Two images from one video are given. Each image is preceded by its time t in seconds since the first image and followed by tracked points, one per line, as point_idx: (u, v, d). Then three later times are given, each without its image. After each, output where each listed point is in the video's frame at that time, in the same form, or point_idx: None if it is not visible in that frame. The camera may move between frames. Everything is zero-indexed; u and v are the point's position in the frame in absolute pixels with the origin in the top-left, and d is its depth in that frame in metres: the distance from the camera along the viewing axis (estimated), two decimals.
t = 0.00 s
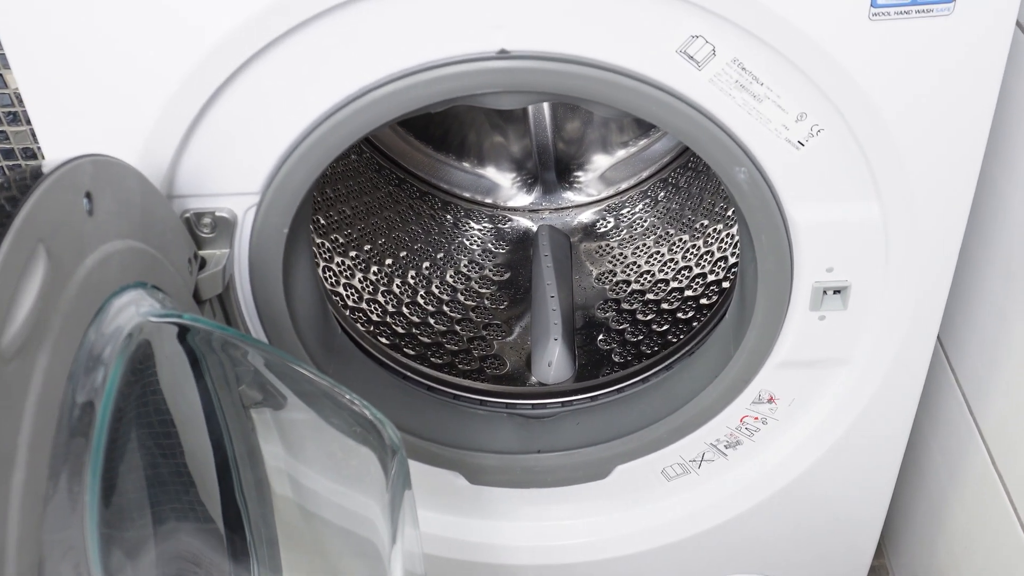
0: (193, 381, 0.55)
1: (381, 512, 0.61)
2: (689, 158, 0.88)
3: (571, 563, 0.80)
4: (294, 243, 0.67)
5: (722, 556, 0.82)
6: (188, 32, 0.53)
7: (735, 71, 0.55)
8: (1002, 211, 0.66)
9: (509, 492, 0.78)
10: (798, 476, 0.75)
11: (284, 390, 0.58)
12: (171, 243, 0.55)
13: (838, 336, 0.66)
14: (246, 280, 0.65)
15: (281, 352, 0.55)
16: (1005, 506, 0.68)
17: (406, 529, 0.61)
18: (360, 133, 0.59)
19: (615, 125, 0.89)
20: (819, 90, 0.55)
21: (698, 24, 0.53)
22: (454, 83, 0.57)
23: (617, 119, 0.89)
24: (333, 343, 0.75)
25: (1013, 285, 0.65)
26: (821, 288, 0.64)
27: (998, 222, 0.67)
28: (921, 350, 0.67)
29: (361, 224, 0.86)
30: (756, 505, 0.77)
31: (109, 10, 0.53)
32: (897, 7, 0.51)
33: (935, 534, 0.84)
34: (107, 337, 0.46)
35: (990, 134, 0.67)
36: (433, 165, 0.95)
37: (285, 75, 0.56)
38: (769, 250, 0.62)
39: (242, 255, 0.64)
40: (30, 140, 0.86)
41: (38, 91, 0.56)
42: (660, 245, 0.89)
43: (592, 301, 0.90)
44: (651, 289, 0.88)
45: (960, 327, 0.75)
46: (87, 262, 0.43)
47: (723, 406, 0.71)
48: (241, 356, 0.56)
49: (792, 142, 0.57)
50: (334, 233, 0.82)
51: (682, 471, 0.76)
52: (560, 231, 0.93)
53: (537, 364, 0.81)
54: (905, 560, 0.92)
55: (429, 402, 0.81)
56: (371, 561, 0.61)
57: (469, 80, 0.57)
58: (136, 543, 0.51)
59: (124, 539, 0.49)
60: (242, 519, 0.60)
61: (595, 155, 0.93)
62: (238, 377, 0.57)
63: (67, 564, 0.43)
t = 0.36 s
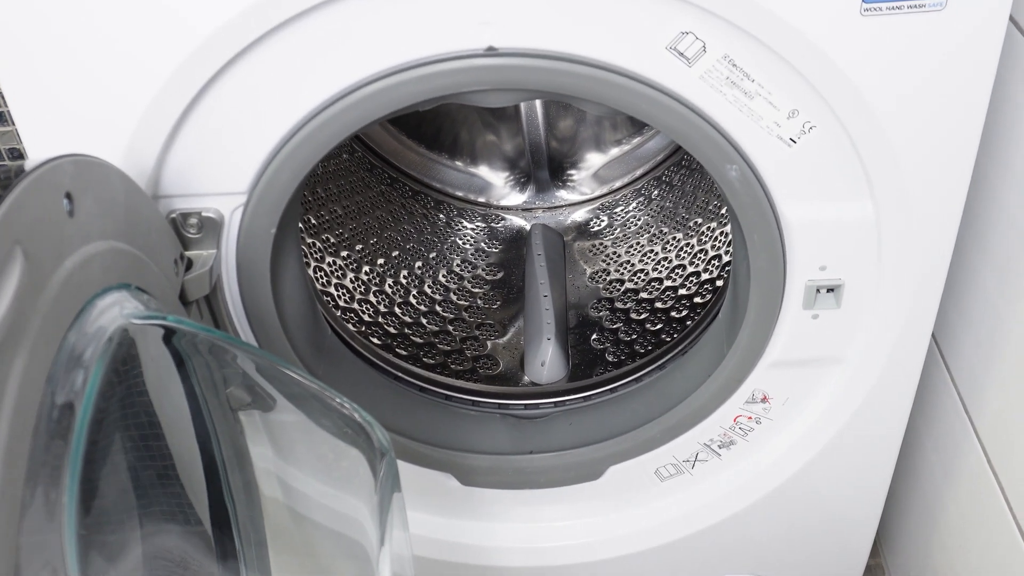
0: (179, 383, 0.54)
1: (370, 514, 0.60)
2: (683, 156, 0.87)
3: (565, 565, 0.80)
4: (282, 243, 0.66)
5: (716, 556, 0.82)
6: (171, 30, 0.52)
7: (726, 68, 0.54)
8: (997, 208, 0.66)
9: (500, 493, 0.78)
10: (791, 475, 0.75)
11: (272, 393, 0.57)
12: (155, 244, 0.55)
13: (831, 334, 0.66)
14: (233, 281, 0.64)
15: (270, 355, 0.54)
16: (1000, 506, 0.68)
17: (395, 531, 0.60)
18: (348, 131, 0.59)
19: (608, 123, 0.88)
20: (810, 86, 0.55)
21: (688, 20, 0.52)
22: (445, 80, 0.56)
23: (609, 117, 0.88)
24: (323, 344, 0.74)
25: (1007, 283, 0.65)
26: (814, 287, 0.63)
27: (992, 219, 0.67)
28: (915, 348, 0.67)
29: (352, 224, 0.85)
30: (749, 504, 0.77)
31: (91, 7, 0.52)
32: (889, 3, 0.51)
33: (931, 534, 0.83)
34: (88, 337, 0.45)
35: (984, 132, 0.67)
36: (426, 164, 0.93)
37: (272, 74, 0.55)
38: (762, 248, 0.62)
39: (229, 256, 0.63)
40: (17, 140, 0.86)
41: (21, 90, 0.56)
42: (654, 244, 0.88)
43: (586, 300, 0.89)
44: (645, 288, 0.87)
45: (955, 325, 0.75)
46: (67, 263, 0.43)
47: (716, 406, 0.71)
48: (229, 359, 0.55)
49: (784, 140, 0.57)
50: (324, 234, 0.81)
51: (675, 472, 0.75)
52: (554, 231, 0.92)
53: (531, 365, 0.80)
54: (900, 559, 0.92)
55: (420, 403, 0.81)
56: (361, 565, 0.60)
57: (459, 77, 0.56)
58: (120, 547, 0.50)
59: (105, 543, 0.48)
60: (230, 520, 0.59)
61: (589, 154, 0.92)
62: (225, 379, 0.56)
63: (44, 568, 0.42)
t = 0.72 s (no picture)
0: (180, 378, 0.54)
1: (371, 510, 0.60)
2: (683, 153, 0.87)
3: (566, 561, 0.80)
4: (282, 239, 0.66)
5: (716, 553, 0.82)
6: (172, 25, 0.52)
7: (727, 63, 0.54)
8: (997, 205, 0.66)
9: (500, 488, 0.78)
10: (791, 471, 0.75)
11: (273, 388, 0.57)
12: (156, 239, 0.55)
13: (831, 331, 0.66)
14: (234, 276, 0.64)
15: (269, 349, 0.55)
16: (999, 502, 0.68)
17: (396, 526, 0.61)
18: (350, 127, 0.59)
19: (609, 119, 0.88)
20: (811, 82, 0.55)
21: (689, 16, 0.52)
22: (445, 75, 0.56)
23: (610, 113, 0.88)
24: (323, 340, 0.74)
25: (1006, 279, 0.65)
26: (814, 283, 0.63)
27: (992, 215, 0.67)
28: (915, 345, 0.67)
29: (352, 220, 0.85)
30: (750, 501, 0.77)
31: (93, 4, 0.52)
32: None
33: (930, 530, 0.83)
34: (89, 331, 0.45)
35: (984, 129, 0.67)
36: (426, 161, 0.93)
37: (274, 68, 0.55)
38: (762, 243, 0.62)
39: (230, 251, 0.63)
40: (17, 135, 0.86)
41: (22, 86, 0.56)
42: (654, 241, 0.88)
43: (586, 296, 0.89)
44: (645, 285, 0.88)
45: (955, 322, 0.75)
46: (70, 258, 0.43)
47: (716, 402, 0.71)
48: (230, 353, 0.55)
49: (785, 135, 0.57)
50: (324, 230, 0.81)
51: (676, 468, 0.75)
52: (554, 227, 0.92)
53: (531, 360, 0.80)
54: (900, 556, 0.92)
55: (421, 399, 0.81)
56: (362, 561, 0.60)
57: (459, 72, 0.56)
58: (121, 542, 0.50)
59: (107, 539, 0.48)
60: (230, 516, 0.59)
61: (589, 151, 0.92)
62: (226, 374, 0.56)
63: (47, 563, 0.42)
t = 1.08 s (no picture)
0: (177, 377, 0.54)
1: (369, 510, 0.60)
2: (681, 151, 0.87)
3: (565, 561, 0.80)
4: (279, 238, 0.66)
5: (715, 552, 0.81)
6: (167, 25, 0.52)
7: (726, 62, 0.54)
8: (996, 203, 0.66)
9: (499, 488, 0.78)
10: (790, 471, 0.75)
11: (271, 388, 0.57)
12: (152, 239, 0.54)
13: (830, 329, 0.66)
14: (231, 275, 0.64)
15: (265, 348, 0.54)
16: (999, 501, 0.67)
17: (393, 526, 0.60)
18: (346, 125, 0.58)
19: (607, 118, 0.87)
20: (810, 80, 0.54)
21: (687, 14, 0.52)
22: (439, 75, 0.56)
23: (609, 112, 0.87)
24: (321, 339, 0.74)
25: (1006, 278, 0.65)
26: (813, 282, 0.63)
27: (992, 214, 0.67)
28: (914, 344, 0.67)
29: (350, 219, 0.85)
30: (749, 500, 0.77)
31: (89, 4, 0.52)
32: None
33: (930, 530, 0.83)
34: (85, 330, 0.45)
35: (983, 128, 0.67)
36: (425, 160, 0.93)
37: (271, 67, 0.55)
38: (761, 242, 0.62)
39: (227, 250, 0.63)
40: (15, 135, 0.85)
41: (18, 86, 0.55)
42: (652, 240, 0.88)
43: (584, 295, 0.89)
44: (643, 284, 0.87)
45: (954, 321, 0.75)
46: (65, 257, 0.43)
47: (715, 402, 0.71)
48: (226, 352, 0.55)
49: (783, 134, 0.57)
50: (322, 228, 0.81)
51: (674, 467, 0.76)
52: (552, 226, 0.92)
53: (530, 360, 0.80)
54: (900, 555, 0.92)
55: (419, 398, 0.80)
56: (359, 562, 0.60)
57: (454, 72, 0.56)
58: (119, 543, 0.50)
59: (104, 539, 0.48)
60: (228, 516, 0.58)
61: (587, 149, 0.92)
62: (223, 373, 0.56)
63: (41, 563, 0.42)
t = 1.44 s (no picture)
0: (172, 376, 0.54)
1: (365, 510, 0.59)
2: (681, 149, 0.86)
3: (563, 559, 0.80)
4: (275, 237, 0.66)
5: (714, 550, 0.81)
6: (162, 24, 0.52)
7: (722, 60, 0.54)
8: (995, 200, 0.66)
9: (496, 486, 0.79)
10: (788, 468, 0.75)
11: (266, 388, 0.57)
12: (147, 239, 0.54)
13: (828, 327, 0.66)
14: (227, 275, 0.64)
15: (260, 348, 0.54)
16: (997, 499, 0.67)
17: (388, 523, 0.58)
18: (342, 123, 0.58)
19: (604, 116, 0.87)
20: (807, 78, 0.54)
21: (683, 12, 0.52)
22: (434, 74, 0.56)
23: (607, 110, 0.86)
24: (318, 338, 0.74)
25: (1004, 276, 0.65)
26: (811, 280, 0.63)
27: (990, 212, 0.67)
28: (912, 342, 0.67)
29: (349, 218, 0.85)
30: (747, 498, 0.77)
31: (88, 5, 0.52)
32: None
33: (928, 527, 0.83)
34: (78, 329, 0.45)
35: (981, 125, 0.67)
36: (423, 159, 0.93)
37: (265, 65, 0.55)
38: (758, 241, 0.62)
39: (223, 250, 0.63)
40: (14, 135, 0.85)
41: (14, 86, 0.55)
42: (651, 238, 0.88)
43: (583, 293, 0.89)
44: (642, 282, 0.87)
45: (953, 319, 0.75)
46: (58, 257, 0.42)
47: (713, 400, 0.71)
48: (221, 351, 0.54)
49: (780, 131, 0.57)
50: (320, 227, 0.81)
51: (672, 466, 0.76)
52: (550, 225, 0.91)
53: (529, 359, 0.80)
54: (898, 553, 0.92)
55: (416, 397, 0.80)
56: (357, 561, 0.59)
57: (449, 70, 0.56)
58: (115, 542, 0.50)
59: (99, 538, 0.48)
60: (224, 516, 0.58)
61: (586, 147, 0.91)
62: (218, 373, 0.56)
63: (34, 564, 0.42)
